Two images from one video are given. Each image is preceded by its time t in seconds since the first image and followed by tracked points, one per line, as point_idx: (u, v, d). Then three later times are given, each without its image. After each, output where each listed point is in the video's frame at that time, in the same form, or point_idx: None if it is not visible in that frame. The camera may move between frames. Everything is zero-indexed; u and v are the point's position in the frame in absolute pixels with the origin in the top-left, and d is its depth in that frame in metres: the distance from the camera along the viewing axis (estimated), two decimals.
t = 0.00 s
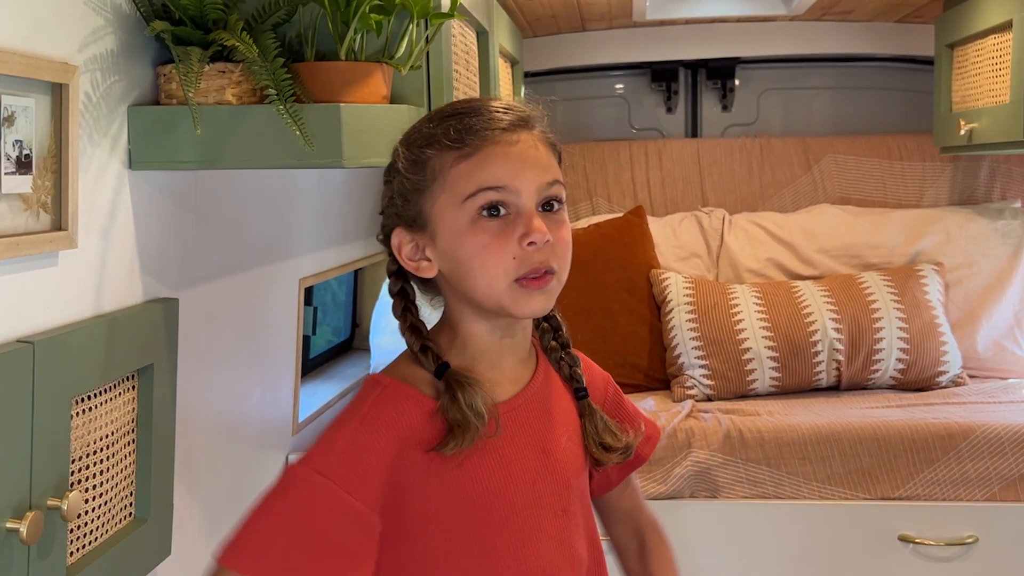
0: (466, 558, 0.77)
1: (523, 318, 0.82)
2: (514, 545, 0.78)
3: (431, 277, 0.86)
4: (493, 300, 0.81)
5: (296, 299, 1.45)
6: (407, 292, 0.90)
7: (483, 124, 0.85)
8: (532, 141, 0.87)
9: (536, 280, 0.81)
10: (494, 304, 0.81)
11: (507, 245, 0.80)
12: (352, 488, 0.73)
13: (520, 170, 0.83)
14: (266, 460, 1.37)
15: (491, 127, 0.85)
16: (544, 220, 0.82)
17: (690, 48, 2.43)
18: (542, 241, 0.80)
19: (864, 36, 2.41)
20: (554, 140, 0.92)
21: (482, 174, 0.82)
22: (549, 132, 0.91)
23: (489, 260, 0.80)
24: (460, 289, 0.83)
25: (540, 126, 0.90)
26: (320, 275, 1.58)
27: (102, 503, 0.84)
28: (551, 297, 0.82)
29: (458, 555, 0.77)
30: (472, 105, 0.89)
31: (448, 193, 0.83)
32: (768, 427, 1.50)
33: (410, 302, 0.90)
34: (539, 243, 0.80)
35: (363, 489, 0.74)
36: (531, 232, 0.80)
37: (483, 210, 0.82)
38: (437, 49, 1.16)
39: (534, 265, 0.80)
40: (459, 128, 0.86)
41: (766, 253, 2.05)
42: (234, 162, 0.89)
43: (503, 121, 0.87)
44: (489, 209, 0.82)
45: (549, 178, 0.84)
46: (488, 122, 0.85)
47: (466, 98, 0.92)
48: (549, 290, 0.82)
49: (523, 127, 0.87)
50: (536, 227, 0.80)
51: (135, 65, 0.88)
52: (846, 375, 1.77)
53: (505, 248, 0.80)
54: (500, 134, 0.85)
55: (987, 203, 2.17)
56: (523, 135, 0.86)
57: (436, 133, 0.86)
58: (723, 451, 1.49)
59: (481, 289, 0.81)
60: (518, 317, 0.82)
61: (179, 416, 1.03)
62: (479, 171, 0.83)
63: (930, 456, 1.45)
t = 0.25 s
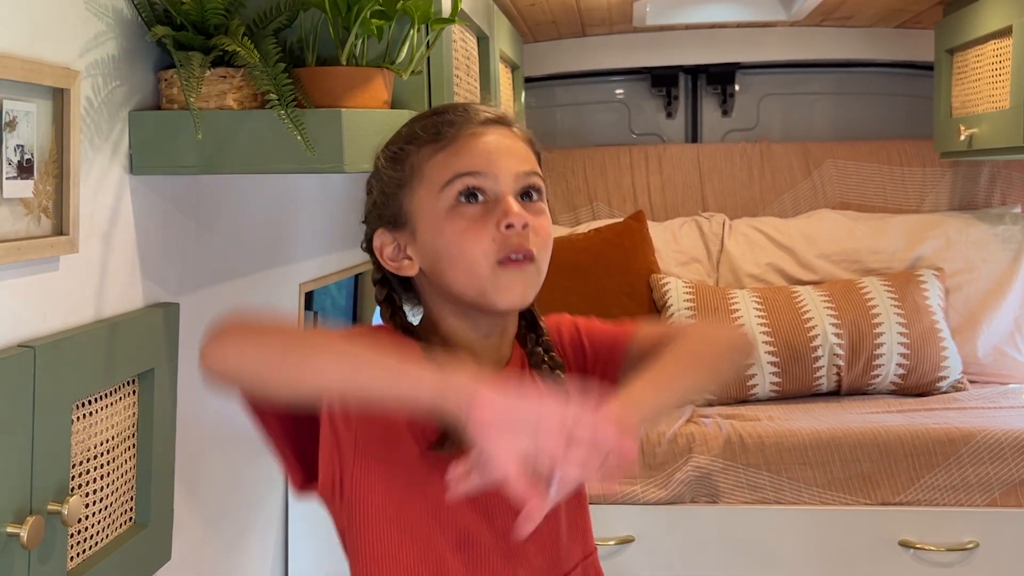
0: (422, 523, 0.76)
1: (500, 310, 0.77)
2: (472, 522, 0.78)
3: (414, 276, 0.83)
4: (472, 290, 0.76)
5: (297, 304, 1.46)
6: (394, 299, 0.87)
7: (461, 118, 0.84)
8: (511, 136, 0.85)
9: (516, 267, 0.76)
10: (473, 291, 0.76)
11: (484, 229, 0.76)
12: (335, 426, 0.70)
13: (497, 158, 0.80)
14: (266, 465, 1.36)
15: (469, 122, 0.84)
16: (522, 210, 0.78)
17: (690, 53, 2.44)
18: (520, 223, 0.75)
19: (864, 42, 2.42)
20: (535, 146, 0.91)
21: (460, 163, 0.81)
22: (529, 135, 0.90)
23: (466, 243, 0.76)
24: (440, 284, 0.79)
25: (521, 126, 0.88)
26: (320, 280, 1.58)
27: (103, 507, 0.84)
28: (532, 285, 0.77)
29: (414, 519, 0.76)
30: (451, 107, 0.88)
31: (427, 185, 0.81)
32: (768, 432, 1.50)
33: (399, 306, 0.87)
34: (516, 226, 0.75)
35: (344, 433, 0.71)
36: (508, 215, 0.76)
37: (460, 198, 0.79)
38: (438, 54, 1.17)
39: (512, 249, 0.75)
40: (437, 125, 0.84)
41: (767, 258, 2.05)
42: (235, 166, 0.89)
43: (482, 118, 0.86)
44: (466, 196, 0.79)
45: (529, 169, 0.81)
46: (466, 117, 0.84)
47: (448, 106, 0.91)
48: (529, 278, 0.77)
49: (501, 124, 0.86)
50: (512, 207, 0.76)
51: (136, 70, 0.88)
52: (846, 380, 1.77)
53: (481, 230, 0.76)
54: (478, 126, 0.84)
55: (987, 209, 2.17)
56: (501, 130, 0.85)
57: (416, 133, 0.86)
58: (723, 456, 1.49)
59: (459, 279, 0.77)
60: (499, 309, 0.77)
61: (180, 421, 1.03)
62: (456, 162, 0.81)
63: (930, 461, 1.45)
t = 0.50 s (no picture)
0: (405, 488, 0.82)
1: (489, 308, 0.82)
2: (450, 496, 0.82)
3: (400, 279, 0.87)
4: (457, 289, 0.81)
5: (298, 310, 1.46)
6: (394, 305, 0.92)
7: (443, 123, 0.88)
8: (493, 138, 0.89)
9: (497, 267, 0.82)
10: (458, 292, 0.81)
11: (465, 228, 0.80)
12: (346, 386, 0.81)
13: (476, 159, 0.84)
14: (266, 471, 1.36)
15: (452, 124, 0.88)
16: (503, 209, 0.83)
17: (690, 60, 2.44)
18: (500, 222, 0.80)
19: (864, 49, 2.42)
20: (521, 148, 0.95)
21: (440, 165, 0.84)
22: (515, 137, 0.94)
23: (446, 245, 0.81)
24: (426, 284, 0.83)
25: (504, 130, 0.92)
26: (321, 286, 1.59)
27: (104, 513, 0.83)
28: (516, 284, 0.82)
29: (397, 483, 0.82)
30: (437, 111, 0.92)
31: (408, 188, 0.86)
32: (769, 439, 1.50)
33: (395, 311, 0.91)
34: (495, 224, 0.80)
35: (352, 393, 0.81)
36: (487, 213, 0.80)
37: (442, 199, 0.83)
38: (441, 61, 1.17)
39: (492, 247, 0.80)
40: (420, 128, 0.89)
41: (767, 264, 2.06)
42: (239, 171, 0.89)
43: (465, 121, 0.89)
44: (445, 198, 0.83)
45: (508, 170, 0.85)
46: (449, 121, 0.88)
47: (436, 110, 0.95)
48: (512, 277, 0.82)
49: (486, 127, 0.90)
50: (491, 208, 0.81)
51: (140, 75, 0.88)
52: (847, 386, 1.76)
53: (462, 232, 0.80)
54: (459, 128, 0.88)
55: (987, 215, 2.17)
56: (483, 131, 0.89)
57: (398, 137, 0.89)
58: (724, 462, 1.49)
59: (444, 279, 0.81)
60: (485, 309, 0.82)
61: (182, 426, 1.03)
62: (436, 164, 0.85)
63: (931, 467, 1.45)
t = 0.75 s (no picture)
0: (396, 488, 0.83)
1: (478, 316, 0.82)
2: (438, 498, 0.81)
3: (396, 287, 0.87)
4: (448, 300, 0.81)
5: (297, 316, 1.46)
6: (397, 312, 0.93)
7: (440, 134, 0.89)
8: (490, 148, 0.89)
9: (487, 278, 0.81)
10: (451, 301, 0.81)
11: (456, 240, 0.80)
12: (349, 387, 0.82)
13: (471, 170, 0.84)
14: (265, 477, 1.36)
15: (449, 135, 0.88)
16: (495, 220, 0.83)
17: (690, 67, 2.45)
18: (491, 234, 0.80)
19: (863, 56, 2.43)
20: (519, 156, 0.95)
21: (434, 176, 0.84)
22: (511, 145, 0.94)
23: (439, 257, 0.81)
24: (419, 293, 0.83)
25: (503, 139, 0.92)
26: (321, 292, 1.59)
27: (105, 519, 0.83)
28: (505, 294, 0.81)
29: (389, 483, 0.84)
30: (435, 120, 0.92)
31: (403, 199, 0.86)
32: (769, 445, 1.50)
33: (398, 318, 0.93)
34: (486, 237, 0.79)
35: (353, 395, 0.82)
36: (478, 225, 0.80)
37: (435, 209, 0.83)
38: (442, 69, 1.17)
39: (482, 261, 0.80)
40: (417, 138, 0.89)
41: (766, 271, 2.06)
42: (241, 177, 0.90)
43: (462, 131, 0.90)
44: (439, 208, 0.83)
45: (502, 181, 0.85)
46: (446, 132, 0.89)
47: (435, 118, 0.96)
48: (501, 287, 0.81)
49: (483, 137, 0.91)
50: (482, 219, 0.81)
51: (141, 81, 0.88)
52: (847, 394, 1.76)
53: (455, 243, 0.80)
54: (455, 139, 0.88)
55: (986, 222, 2.18)
56: (480, 141, 0.89)
57: (395, 148, 0.90)
58: (724, 469, 1.49)
59: (435, 288, 0.81)
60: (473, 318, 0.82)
61: (183, 433, 1.03)
62: (430, 175, 0.85)
63: (931, 474, 1.45)
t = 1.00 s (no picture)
0: (398, 489, 0.81)
1: (484, 295, 0.80)
2: (439, 504, 0.79)
3: (400, 286, 0.86)
4: (452, 279, 0.80)
5: (295, 321, 1.46)
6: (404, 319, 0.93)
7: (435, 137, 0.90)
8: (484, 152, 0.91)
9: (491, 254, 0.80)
10: (456, 284, 0.80)
11: (457, 219, 0.80)
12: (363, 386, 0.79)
13: (467, 162, 0.86)
14: (263, 483, 1.36)
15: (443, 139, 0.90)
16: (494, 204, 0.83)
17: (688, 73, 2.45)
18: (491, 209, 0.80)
19: (860, 63, 2.44)
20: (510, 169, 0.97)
21: (432, 171, 0.85)
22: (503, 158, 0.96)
23: (440, 240, 0.80)
24: (422, 284, 0.82)
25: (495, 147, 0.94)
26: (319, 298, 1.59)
27: (103, 524, 0.83)
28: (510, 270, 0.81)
29: (389, 480, 0.82)
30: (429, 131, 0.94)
31: (403, 198, 0.86)
32: (768, 451, 1.50)
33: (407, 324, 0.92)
34: (487, 212, 0.80)
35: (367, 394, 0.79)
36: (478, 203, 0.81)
37: (434, 198, 0.83)
38: (441, 73, 1.17)
39: (485, 234, 0.80)
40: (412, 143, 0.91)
41: (765, 277, 2.06)
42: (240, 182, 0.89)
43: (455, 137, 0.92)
44: (438, 198, 0.83)
45: (498, 174, 0.87)
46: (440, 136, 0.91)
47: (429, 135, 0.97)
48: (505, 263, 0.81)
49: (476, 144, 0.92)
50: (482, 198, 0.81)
51: (141, 86, 0.88)
52: (845, 400, 1.77)
53: (455, 225, 0.80)
54: (450, 141, 0.90)
55: (984, 228, 2.18)
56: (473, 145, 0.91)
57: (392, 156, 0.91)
58: (722, 475, 1.49)
59: (437, 271, 0.80)
60: (479, 296, 0.80)
61: (181, 438, 1.03)
62: (428, 171, 0.86)
63: (929, 480, 1.45)
